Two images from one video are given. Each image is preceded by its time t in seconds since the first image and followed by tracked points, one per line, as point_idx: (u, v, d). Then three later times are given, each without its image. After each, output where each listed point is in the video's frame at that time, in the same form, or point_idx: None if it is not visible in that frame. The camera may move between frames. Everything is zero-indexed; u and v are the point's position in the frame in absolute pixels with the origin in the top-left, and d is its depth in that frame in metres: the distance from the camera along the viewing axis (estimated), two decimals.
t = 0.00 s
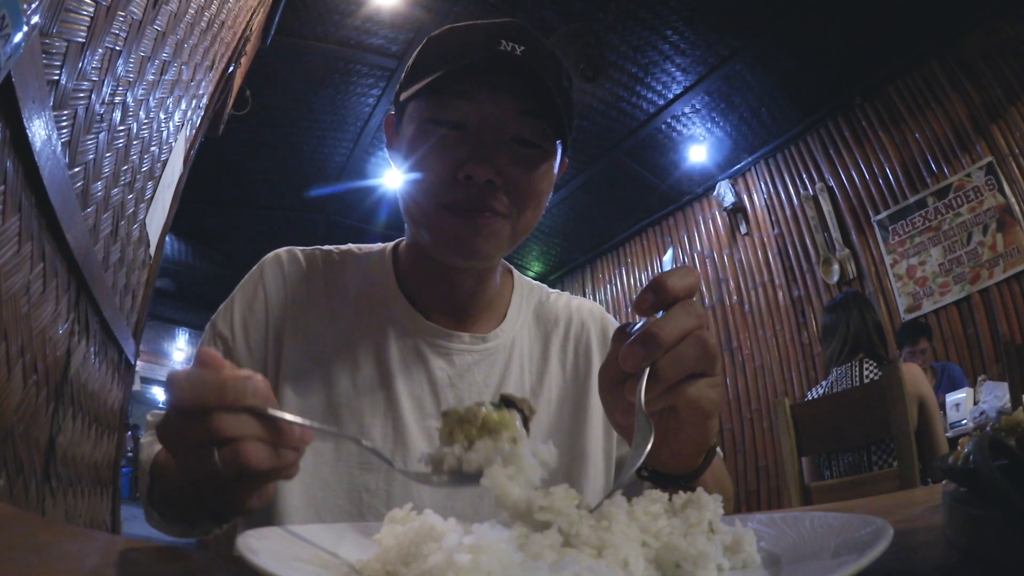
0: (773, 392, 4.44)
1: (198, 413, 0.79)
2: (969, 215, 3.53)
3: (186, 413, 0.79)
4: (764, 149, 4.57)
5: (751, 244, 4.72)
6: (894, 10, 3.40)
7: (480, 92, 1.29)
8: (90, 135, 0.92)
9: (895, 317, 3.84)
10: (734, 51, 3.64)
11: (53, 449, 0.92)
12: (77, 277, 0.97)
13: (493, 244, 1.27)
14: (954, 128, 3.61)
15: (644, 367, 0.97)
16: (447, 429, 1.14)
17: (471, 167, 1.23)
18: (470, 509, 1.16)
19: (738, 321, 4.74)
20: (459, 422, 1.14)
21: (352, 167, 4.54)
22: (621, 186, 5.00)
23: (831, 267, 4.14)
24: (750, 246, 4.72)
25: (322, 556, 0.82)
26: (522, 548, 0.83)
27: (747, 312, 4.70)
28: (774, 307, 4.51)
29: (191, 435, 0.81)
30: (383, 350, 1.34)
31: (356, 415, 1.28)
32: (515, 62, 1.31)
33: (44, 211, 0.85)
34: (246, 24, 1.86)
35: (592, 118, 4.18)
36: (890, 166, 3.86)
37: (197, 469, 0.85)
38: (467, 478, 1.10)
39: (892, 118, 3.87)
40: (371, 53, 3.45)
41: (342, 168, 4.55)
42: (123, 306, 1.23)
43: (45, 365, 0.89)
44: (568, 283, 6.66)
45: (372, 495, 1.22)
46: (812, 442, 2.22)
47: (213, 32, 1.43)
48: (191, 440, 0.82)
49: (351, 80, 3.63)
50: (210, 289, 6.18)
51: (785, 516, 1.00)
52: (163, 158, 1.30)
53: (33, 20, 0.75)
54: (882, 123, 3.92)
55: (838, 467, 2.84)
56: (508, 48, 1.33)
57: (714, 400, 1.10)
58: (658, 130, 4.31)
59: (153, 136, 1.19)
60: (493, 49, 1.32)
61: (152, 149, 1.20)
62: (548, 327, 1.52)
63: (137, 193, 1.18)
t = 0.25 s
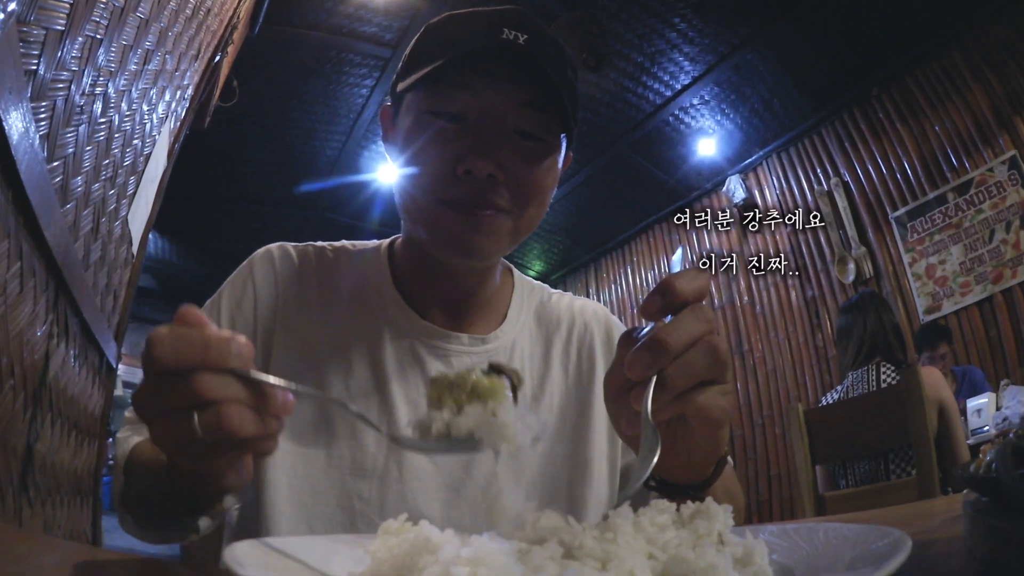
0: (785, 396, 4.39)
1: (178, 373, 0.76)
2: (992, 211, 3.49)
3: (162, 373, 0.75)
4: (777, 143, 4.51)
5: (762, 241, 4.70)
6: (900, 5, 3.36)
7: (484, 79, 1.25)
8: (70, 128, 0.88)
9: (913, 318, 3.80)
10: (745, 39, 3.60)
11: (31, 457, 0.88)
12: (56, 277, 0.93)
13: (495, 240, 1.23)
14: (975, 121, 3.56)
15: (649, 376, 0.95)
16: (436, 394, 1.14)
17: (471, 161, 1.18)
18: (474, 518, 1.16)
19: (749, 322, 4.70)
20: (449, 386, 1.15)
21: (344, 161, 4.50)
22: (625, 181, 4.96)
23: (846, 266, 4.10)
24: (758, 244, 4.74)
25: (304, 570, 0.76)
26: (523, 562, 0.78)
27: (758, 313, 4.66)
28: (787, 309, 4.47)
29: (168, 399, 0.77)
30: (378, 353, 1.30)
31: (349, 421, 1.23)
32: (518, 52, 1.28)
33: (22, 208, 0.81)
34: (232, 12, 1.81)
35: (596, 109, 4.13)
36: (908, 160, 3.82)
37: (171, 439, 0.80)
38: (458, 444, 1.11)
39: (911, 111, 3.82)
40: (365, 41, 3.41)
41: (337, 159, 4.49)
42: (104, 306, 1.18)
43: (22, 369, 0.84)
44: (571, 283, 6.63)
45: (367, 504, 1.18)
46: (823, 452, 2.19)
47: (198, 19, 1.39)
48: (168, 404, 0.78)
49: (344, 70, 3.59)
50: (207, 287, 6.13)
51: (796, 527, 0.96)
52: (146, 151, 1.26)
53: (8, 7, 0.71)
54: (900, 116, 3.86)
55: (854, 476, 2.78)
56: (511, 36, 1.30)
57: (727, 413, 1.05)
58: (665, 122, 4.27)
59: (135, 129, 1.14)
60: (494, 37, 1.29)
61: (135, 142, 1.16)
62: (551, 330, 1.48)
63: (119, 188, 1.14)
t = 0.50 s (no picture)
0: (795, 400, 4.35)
1: (156, 339, 0.75)
2: (1008, 209, 3.46)
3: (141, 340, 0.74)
4: (785, 137, 4.51)
5: (772, 240, 4.62)
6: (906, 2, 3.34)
7: (488, 72, 1.22)
8: (54, 122, 0.85)
9: (927, 318, 3.76)
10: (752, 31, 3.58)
11: (14, 464, 0.85)
12: (40, 276, 0.90)
13: (496, 237, 1.21)
14: (992, 114, 3.53)
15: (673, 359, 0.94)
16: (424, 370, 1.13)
17: (474, 154, 1.14)
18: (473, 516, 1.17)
19: (758, 324, 4.66)
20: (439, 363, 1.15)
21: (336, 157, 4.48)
22: (629, 177, 4.92)
23: (858, 264, 4.06)
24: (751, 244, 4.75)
25: None
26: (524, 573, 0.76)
27: (767, 314, 4.63)
28: (796, 309, 4.44)
29: (144, 370, 0.76)
30: (376, 353, 1.27)
31: (346, 423, 1.20)
32: (522, 42, 1.27)
33: (6, 207, 0.78)
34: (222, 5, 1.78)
35: (601, 104, 4.11)
36: (922, 157, 3.79)
37: (143, 416, 0.77)
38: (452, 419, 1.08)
39: (925, 107, 3.80)
40: (361, 33, 3.36)
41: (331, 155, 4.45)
42: (89, 306, 1.15)
43: (6, 373, 0.81)
44: (572, 283, 6.64)
45: (364, 509, 1.15)
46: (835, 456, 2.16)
47: (186, 10, 1.35)
48: (143, 377, 0.76)
49: (338, 62, 3.54)
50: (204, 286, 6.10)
51: (808, 535, 0.92)
52: (133, 147, 1.23)
53: None
54: (914, 110, 3.85)
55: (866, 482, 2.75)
56: (515, 26, 1.29)
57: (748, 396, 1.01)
58: (671, 117, 4.24)
59: (123, 124, 1.11)
60: (497, 28, 1.27)
61: (121, 137, 1.13)
62: (554, 332, 1.45)
63: (105, 184, 1.11)
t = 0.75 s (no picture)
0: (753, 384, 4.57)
1: (205, 320, 0.78)
2: (936, 220, 3.71)
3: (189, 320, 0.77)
4: (745, 160, 4.82)
5: (733, 245, 5.00)
6: (881, 20, 3.51)
7: (487, 96, 1.38)
8: (122, 146, 1.00)
9: (866, 314, 4.00)
10: (717, 69, 3.83)
11: (87, 438, 0.99)
12: (109, 278, 1.05)
13: (503, 241, 1.34)
14: (921, 139, 3.81)
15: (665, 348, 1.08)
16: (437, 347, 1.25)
17: (480, 166, 1.29)
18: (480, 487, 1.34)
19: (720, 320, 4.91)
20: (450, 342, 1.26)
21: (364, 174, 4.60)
22: (617, 190, 5.16)
23: (807, 269, 4.34)
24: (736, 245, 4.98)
25: (337, 537, 0.88)
26: (523, 529, 0.90)
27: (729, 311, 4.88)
28: (754, 307, 4.69)
29: (191, 348, 0.79)
30: (396, 341, 1.42)
31: (371, 401, 1.35)
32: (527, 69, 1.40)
33: (79, 217, 0.93)
34: (267, 42, 1.95)
35: (588, 131, 4.36)
36: (862, 175, 4.08)
37: (190, 390, 0.80)
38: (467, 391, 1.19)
39: (864, 131, 4.08)
40: (381, 70, 3.52)
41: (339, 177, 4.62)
42: (153, 305, 1.31)
43: (79, 359, 0.96)
44: (565, 284, 6.88)
45: (383, 479, 1.29)
46: (788, 432, 2.31)
47: (235, 49, 1.49)
48: (190, 355, 0.79)
49: (364, 96, 3.72)
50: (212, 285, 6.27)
51: (766, 498, 1.07)
52: (188, 168, 1.40)
53: (68, 40, 0.81)
54: (855, 136, 4.13)
55: (814, 454, 2.96)
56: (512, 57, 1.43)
57: (724, 387, 1.17)
58: (647, 142, 4.54)
59: (180, 147, 1.27)
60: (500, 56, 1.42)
61: (179, 159, 1.29)
62: (550, 325, 1.60)
63: (164, 200, 1.27)
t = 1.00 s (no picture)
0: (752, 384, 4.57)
1: (203, 313, 0.76)
2: (937, 220, 3.70)
3: (187, 314, 0.75)
4: (746, 159, 4.82)
5: (734, 245, 5.00)
6: (882, 20, 3.51)
7: (486, 91, 1.38)
8: (120, 146, 0.99)
9: (867, 314, 4.00)
10: (718, 68, 3.83)
11: (86, 438, 0.99)
12: (107, 278, 1.05)
13: (505, 243, 1.32)
14: (923, 138, 3.80)
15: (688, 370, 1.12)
16: (446, 347, 1.23)
17: (481, 164, 1.30)
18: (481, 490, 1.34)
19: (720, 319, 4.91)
20: (458, 342, 1.25)
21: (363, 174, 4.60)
22: (617, 189, 5.16)
23: (808, 269, 4.34)
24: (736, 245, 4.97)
25: (339, 539, 0.88)
26: (523, 531, 0.89)
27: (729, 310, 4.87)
28: (755, 307, 4.69)
29: (188, 343, 0.77)
30: (399, 346, 1.41)
31: (376, 407, 1.34)
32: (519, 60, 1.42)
33: (78, 217, 0.92)
34: (266, 41, 1.95)
35: (588, 130, 4.36)
36: (863, 175, 4.08)
37: (187, 387, 0.78)
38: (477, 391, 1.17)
39: (865, 130, 4.08)
40: (381, 69, 3.52)
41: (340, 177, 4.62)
42: (151, 305, 1.32)
43: (78, 359, 0.96)
44: (564, 284, 6.88)
45: (386, 482, 1.29)
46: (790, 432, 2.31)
47: (234, 49, 1.49)
48: (188, 351, 0.77)
49: (363, 95, 3.72)
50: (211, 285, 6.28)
51: (764, 500, 1.07)
52: (187, 167, 1.40)
53: (67, 39, 0.81)
54: (856, 134, 4.13)
55: (814, 455, 2.96)
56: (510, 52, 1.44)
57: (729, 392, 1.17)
58: (648, 141, 4.54)
59: (178, 147, 1.27)
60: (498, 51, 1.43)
61: (178, 159, 1.29)
62: (554, 330, 1.59)
63: (163, 200, 1.27)
